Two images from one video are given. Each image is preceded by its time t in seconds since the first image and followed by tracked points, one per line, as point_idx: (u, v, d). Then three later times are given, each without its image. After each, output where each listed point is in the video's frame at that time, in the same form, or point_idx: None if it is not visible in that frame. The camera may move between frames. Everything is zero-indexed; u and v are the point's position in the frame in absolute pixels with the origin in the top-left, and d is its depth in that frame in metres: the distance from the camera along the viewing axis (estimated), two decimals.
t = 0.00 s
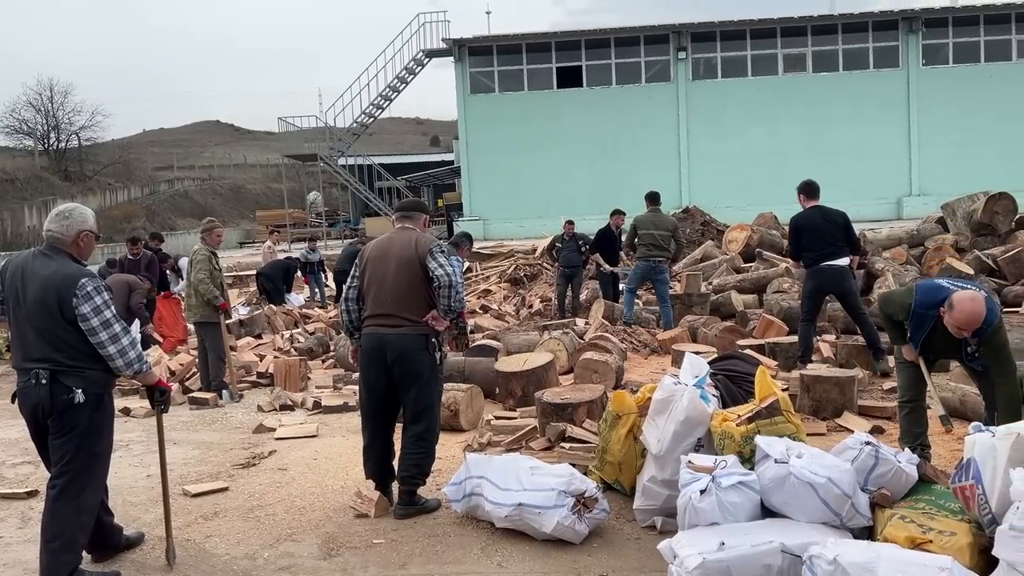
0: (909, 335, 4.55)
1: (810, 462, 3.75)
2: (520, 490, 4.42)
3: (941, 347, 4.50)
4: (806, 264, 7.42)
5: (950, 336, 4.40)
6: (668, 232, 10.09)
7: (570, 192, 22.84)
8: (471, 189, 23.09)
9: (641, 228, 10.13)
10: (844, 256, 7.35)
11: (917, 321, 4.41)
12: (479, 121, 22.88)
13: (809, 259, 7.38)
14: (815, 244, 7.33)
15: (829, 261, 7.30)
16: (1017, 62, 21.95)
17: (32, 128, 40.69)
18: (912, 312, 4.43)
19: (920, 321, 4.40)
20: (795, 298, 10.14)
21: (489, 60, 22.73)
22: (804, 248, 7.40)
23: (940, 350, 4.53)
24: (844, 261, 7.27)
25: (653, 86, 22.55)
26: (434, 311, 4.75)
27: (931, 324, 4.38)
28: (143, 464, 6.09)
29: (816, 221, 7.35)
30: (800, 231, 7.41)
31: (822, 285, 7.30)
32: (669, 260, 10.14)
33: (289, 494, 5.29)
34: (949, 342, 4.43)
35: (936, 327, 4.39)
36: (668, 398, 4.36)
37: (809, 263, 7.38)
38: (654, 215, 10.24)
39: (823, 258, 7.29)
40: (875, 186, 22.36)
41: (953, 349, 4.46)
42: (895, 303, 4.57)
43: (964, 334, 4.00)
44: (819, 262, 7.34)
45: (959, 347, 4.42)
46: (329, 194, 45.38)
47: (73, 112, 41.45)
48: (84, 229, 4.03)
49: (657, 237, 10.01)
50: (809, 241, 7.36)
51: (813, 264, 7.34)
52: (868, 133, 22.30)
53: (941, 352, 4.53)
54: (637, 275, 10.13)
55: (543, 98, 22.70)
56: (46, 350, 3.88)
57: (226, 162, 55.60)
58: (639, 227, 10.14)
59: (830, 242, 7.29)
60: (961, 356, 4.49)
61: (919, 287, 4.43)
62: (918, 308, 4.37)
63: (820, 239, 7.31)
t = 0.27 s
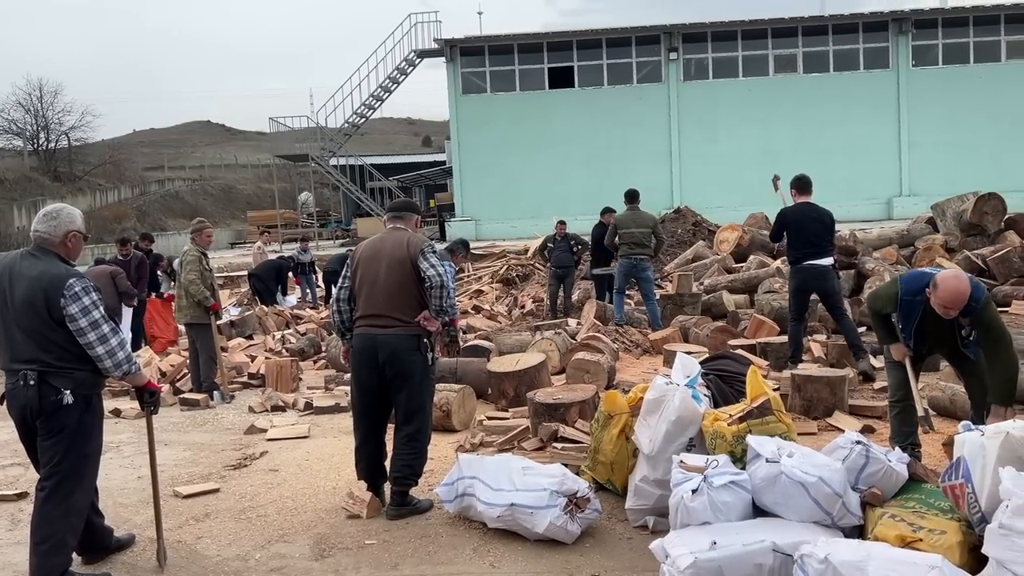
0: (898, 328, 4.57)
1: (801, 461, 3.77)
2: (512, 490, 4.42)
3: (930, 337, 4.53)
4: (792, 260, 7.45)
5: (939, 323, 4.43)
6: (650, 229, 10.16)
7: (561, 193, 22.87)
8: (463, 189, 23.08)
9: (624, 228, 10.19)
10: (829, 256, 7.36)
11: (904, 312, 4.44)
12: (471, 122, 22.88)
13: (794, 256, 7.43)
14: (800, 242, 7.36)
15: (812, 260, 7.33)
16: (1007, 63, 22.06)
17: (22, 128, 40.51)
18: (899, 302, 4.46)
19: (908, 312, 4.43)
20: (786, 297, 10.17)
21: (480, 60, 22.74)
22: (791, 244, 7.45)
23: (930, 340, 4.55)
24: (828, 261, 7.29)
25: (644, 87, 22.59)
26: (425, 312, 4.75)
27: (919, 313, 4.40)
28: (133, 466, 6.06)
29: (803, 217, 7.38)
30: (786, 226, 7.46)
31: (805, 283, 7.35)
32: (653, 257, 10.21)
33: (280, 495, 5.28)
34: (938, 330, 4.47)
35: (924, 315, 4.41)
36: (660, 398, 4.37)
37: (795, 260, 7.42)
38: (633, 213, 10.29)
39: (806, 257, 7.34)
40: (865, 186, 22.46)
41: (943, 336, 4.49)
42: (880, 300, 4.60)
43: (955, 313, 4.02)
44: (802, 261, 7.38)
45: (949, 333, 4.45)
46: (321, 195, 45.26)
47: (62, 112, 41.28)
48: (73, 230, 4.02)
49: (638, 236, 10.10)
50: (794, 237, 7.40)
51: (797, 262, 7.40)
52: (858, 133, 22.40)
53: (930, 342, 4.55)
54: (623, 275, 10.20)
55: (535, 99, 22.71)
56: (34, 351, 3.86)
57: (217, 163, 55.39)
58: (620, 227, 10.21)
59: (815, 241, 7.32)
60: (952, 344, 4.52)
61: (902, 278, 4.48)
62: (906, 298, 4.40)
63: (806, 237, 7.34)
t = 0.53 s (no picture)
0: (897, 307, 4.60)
1: (792, 460, 3.78)
2: (505, 490, 4.42)
3: (927, 311, 4.59)
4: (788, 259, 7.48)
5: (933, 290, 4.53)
6: (640, 229, 10.20)
7: (553, 193, 22.89)
8: (454, 189, 23.06)
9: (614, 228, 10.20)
10: (825, 256, 7.42)
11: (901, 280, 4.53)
12: (462, 122, 22.87)
13: (791, 254, 7.46)
14: (798, 240, 7.40)
15: (809, 259, 7.38)
16: (995, 63, 22.17)
17: (10, 128, 40.27)
18: (893, 272, 4.56)
19: (905, 281, 4.52)
20: (777, 297, 10.20)
21: (471, 60, 22.73)
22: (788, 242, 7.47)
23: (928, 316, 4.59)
24: (824, 261, 7.34)
25: (635, 87, 22.62)
26: (417, 312, 4.74)
27: (915, 278, 4.50)
28: (123, 467, 6.03)
29: (801, 214, 7.41)
30: (783, 225, 7.48)
31: (802, 283, 7.37)
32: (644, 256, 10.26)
33: (272, 496, 5.26)
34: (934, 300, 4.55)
35: (920, 282, 4.51)
36: (651, 398, 4.38)
37: (791, 259, 7.45)
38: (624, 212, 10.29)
39: (804, 255, 7.38)
40: (855, 186, 22.55)
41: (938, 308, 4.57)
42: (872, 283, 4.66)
43: (956, 241, 4.27)
44: (799, 260, 7.42)
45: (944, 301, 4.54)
46: (312, 195, 45.16)
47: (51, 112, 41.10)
48: (61, 230, 4.00)
49: (628, 236, 10.13)
50: (792, 235, 7.42)
51: (794, 261, 7.42)
52: (848, 134, 22.49)
53: (927, 318, 4.59)
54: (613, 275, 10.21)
55: (526, 99, 22.72)
56: (22, 352, 3.84)
57: (208, 162, 55.18)
58: (610, 227, 10.21)
59: (812, 240, 7.36)
60: (947, 316, 4.58)
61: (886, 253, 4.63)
62: (900, 264, 4.52)
63: (802, 235, 7.38)
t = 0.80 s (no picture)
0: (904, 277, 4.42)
1: (783, 459, 3.79)
2: (497, 489, 4.42)
3: (932, 279, 4.46)
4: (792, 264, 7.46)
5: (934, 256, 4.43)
6: (638, 232, 10.15)
7: (545, 193, 22.92)
8: (446, 189, 23.05)
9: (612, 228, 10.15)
10: (828, 262, 7.42)
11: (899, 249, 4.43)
12: (454, 122, 22.85)
13: (793, 260, 7.45)
14: (801, 246, 7.40)
15: (813, 264, 7.38)
16: (985, 64, 22.26)
17: None
18: (891, 245, 4.45)
19: (903, 247, 4.42)
20: (769, 297, 10.23)
21: (463, 60, 22.72)
22: (791, 248, 7.47)
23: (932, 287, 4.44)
24: (829, 266, 7.36)
25: (627, 88, 22.64)
26: (409, 312, 4.74)
27: (914, 243, 4.42)
28: (114, 468, 6.01)
29: (803, 223, 7.44)
30: (785, 232, 7.50)
31: (806, 289, 7.37)
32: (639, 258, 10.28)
33: (263, 497, 5.25)
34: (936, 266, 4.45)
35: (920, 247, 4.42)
36: (644, 397, 4.38)
37: (796, 264, 7.43)
38: (624, 213, 10.24)
39: (807, 262, 7.37)
40: (846, 186, 22.63)
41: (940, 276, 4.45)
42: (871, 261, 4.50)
43: (950, 192, 4.26)
44: (802, 265, 7.41)
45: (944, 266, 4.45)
46: (303, 195, 45.03)
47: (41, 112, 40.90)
48: (52, 230, 3.98)
49: (626, 239, 10.09)
50: (795, 241, 7.43)
51: (797, 266, 7.41)
52: (839, 134, 22.57)
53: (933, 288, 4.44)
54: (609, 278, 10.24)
55: (518, 99, 22.72)
56: (12, 353, 3.81)
57: (198, 162, 54.98)
58: (609, 228, 10.15)
59: (814, 247, 7.37)
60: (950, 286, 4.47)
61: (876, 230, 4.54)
62: (895, 233, 4.45)
63: (807, 241, 7.39)
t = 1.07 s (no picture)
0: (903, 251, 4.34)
1: (773, 458, 3.80)
2: (488, 489, 4.42)
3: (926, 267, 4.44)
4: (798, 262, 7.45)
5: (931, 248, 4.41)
6: (634, 232, 10.19)
7: (536, 193, 22.93)
8: (438, 189, 23.03)
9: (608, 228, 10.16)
10: (835, 261, 7.42)
11: (896, 236, 4.44)
12: (445, 121, 22.83)
13: (800, 258, 7.43)
14: (810, 244, 7.38)
15: (820, 263, 7.37)
16: (973, 64, 22.36)
17: None
18: (887, 231, 4.45)
19: (899, 234, 4.44)
20: (760, 296, 10.25)
21: (454, 60, 22.71)
22: (798, 245, 7.44)
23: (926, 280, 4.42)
24: (835, 266, 7.37)
25: (618, 87, 22.67)
26: (398, 312, 4.73)
27: (909, 231, 4.44)
28: (103, 469, 5.98)
29: (815, 219, 7.39)
30: (795, 229, 7.47)
31: (812, 289, 7.37)
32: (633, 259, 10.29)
33: (253, 498, 5.24)
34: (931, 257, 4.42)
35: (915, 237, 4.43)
36: (634, 398, 4.39)
37: (804, 262, 7.40)
38: (620, 213, 10.27)
39: (813, 261, 7.37)
40: (836, 186, 22.72)
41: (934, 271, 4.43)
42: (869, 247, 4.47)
43: (947, 179, 4.28)
44: (809, 263, 7.40)
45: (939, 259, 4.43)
46: (294, 195, 44.92)
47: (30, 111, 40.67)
48: (41, 230, 3.96)
49: (622, 238, 10.11)
50: (803, 239, 7.40)
51: (804, 265, 7.40)
52: (829, 133, 22.67)
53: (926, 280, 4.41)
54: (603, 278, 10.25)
55: (509, 99, 22.72)
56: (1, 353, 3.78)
57: (189, 162, 54.79)
58: (605, 227, 10.17)
59: (822, 245, 7.36)
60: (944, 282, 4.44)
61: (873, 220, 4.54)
62: (891, 221, 4.47)
63: (814, 239, 7.36)
